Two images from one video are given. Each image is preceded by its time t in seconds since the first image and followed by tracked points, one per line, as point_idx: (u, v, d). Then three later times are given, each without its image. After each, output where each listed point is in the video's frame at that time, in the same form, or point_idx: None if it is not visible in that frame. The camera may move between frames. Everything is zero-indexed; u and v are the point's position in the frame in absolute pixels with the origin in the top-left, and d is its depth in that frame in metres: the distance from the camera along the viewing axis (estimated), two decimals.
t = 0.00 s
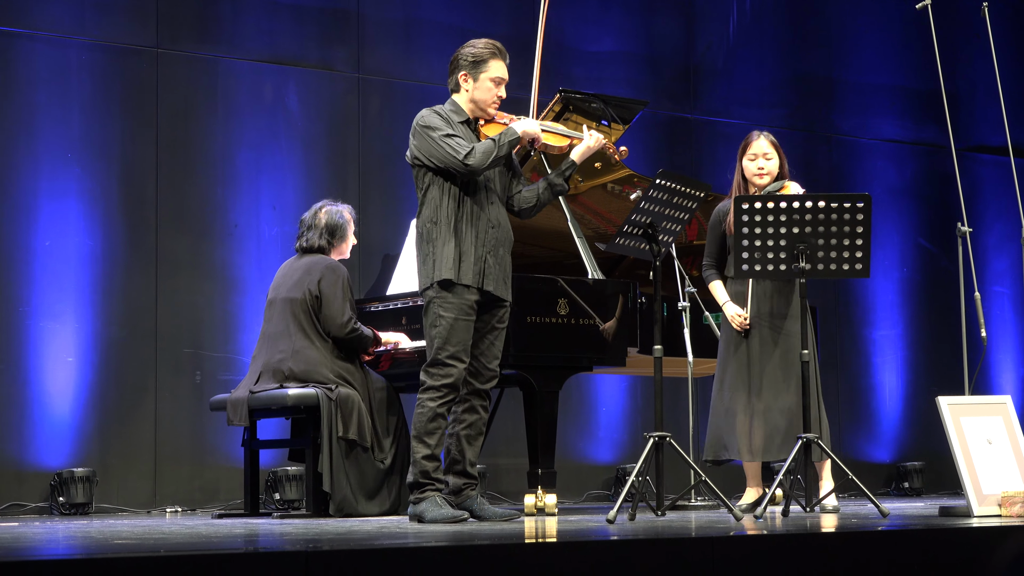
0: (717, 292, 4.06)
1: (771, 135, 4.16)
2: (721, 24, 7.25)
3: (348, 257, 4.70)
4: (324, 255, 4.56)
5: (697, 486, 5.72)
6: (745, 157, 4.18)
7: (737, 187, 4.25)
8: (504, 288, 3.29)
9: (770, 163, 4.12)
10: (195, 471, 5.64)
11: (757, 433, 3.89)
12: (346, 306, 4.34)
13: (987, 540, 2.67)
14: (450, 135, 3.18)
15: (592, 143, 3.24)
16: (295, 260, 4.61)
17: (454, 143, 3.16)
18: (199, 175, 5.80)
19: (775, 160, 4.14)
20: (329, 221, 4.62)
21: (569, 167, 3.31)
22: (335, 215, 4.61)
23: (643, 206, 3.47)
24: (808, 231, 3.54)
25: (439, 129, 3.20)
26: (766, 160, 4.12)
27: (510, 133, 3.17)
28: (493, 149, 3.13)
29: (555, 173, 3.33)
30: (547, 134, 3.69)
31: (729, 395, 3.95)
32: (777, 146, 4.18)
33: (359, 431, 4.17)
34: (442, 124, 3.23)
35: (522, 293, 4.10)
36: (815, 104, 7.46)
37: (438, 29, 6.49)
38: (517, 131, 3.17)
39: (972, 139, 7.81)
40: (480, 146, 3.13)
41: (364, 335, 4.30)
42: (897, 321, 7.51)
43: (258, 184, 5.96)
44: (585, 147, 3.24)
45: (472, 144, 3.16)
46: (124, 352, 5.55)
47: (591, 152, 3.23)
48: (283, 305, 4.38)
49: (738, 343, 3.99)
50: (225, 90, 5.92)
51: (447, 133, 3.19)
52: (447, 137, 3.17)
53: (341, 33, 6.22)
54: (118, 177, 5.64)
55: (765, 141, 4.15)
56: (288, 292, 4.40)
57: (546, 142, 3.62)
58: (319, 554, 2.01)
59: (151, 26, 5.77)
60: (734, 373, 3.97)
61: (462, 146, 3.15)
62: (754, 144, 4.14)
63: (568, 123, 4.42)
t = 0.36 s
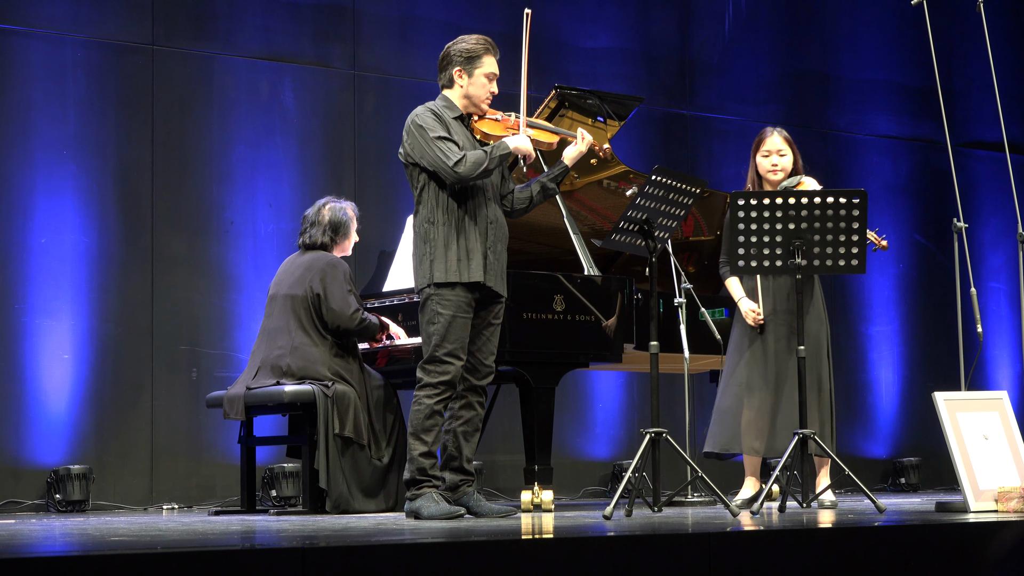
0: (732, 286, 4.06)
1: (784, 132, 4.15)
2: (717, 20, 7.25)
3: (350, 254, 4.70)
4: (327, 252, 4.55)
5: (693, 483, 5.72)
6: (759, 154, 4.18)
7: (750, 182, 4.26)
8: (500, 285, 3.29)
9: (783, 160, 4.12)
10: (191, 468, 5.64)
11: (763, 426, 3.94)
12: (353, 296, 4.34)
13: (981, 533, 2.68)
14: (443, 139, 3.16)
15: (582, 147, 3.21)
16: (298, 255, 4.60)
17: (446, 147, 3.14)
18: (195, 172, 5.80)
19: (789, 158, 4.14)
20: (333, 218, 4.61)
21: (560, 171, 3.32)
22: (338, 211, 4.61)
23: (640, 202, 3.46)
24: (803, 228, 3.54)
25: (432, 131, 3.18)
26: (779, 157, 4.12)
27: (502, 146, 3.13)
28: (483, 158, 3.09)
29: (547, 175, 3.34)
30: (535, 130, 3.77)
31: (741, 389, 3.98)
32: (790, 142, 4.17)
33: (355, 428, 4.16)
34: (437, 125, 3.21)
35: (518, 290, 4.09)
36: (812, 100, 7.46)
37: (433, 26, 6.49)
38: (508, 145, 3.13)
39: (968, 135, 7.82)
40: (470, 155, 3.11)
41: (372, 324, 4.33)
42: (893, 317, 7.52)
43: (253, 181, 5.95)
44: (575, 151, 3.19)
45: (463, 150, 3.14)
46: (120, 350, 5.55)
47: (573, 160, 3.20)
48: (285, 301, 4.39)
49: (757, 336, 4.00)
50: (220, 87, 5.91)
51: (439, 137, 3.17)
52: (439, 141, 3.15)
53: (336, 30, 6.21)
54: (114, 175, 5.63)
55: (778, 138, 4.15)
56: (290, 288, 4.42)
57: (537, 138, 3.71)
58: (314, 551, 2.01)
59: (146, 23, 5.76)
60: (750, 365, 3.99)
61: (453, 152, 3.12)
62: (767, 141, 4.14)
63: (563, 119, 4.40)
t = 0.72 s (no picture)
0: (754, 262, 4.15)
1: (804, 128, 4.17)
2: (716, 18, 7.25)
3: (355, 255, 4.70)
4: (334, 251, 4.56)
5: (693, 480, 5.73)
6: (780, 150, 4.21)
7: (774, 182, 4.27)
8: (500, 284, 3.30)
9: (804, 154, 4.14)
10: (191, 466, 5.64)
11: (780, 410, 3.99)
12: (351, 297, 4.34)
13: (979, 530, 2.68)
14: (443, 146, 3.15)
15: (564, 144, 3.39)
16: (304, 253, 4.61)
17: (444, 157, 3.13)
18: (194, 169, 5.79)
19: (810, 151, 4.16)
20: (344, 218, 4.61)
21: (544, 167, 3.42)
22: (349, 212, 4.60)
23: (638, 199, 3.47)
24: (802, 225, 3.55)
25: (433, 136, 3.16)
26: (800, 152, 4.15)
27: (500, 178, 3.15)
28: (482, 179, 3.11)
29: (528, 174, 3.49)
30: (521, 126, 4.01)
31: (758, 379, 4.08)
32: (810, 137, 4.19)
33: (353, 426, 4.16)
34: (438, 128, 3.18)
35: (518, 287, 4.09)
36: (811, 97, 7.46)
37: (432, 24, 6.48)
38: (506, 180, 3.14)
39: (966, 133, 7.82)
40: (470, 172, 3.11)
41: (366, 328, 4.30)
42: (892, 314, 7.52)
43: (252, 179, 5.95)
44: (557, 146, 3.39)
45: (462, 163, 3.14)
46: (119, 347, 5.55)
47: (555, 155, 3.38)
48: (288, 298, 4.39)
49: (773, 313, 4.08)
50: (219, 85, 5.91)
51: (439, 143, 3.15)
52: (439, 148, 3.14)
53: (334, 27, 6.21)
54: (113, 172, 5.63)
55: (797, 133, 4.17)
56: (293, 286, 4.42)
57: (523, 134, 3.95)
58: (313, 548, 2.01)
59: (145, 21, 5.75)
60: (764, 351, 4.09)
61: (451, 164, 3.12)
62: (787, 137, 4.17)
63: (561, 116, 4.39)
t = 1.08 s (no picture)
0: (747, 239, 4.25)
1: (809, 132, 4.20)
2: (715, 17, 7.25)
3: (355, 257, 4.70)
4: (335, 251, 4.56)
5: (692, 479, 5.73)
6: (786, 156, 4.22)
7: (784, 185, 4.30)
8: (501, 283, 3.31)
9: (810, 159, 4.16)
10: (190, 465, 5.64)
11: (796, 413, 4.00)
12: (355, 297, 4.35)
13: (979, 528, 2.68)
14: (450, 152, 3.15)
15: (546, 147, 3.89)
16: (305, 252, 4.60)
17: (451, 163, 3.13)
18: (195, 169, 5.80)
19: (815, 156, 4.19)
20: (345, 218, 4.62)
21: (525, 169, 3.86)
22: (351, 213, 4.61)
23: (637, 199, 3.47)
24: (802, 224, 3.55)
25: (440, 140, 3.16)
26: (806, 158, 4.17)
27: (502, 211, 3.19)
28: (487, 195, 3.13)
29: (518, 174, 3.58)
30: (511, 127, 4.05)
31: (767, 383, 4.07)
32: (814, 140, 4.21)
33: (354, 425, 4.17)
34: (446, 131, 3.18)
35: (518, 287, 4.10)
36: (811, 97, 7.46)
37: (431, 23, 6.48)
38: (506, 219, 3.18)
39: (966, 132, 7.82)
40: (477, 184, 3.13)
41: (369, 323, 4.31)
42: (892, 313, 7.52)
43: (251, 179, 5.95)
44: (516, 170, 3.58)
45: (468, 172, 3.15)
46: (119, 347, 5.55)
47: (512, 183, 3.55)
48: (290, 296, 4.39)
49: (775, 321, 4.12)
50: (219, 84, 5.91)
51: (446, 148, 3.15)
52: (446, 152, 3.14)
53: (333, 26, 6.21)
54: (113, 172, 5.63)
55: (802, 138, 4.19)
56: (295, 285, 4.42)
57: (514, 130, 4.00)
58: (312, 548, 2.01)
59: (144, 21, 5.75)
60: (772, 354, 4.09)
61: (458, 171, 3.13)
62: (793, 143, 4.19)
63: (561, 116, 4.40)
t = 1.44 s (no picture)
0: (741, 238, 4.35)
1: (800, 141, 4.18)
2: (717, 24, 7.26)
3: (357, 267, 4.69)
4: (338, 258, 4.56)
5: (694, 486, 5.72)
6: (779, 166, 4.22)
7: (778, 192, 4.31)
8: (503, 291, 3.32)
9: (803, 170, 4.16)
10: (192, 471, 5.64)
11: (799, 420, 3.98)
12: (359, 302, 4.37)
13: (982, 535, 2.68)
14: (440, 158, 3.14)
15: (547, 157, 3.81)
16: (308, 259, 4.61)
17: (439, 168, 3.12)
18: (197, 175, 5.80)
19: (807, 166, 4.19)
20: (348, 227, 4.62)
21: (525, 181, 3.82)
22: (354, 221, 4.62)
23: (640, 205, 3.46)
24: (804, 231, 3.54)
25: (431, 145, 3.15)
26: (798, 169, 4.17)
27: (490, 228, 3.15)
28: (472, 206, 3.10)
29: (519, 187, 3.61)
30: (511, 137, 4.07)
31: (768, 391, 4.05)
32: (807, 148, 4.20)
33: (356, 431, 4.17)
34: (441, 136, 3.18)
35: (519, 294, 4.10)
36: (813, 103, 7.46)
37: (434, 29, 6.49)
38: (495, 235, 3.15)
39: (968, 139, 7.82)
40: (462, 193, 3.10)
41: (363, 329, 4.31)
42: (894, 320, 7.52)
43: (254, 185, 5.96)
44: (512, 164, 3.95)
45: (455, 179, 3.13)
46: (121, 352, 5.55)
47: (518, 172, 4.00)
48: (292, 301, 4.39)
49: (773, 330, 4.11)
50: (221, 90, 5.91)
51: (437, 154, 3.14)
52: (437, 157, 3.14)
53: (336, 33, 6.21)
54: (115, 178, 5.64)
55: (794, 147, 4.18)
56: (298, 290, 4.42)
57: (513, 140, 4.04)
58: (314, 555, 2.01)
59: (146, 27, 5.76)
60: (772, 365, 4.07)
61: (445, 177, 3.11)
62: (784, 153, 4.18)
63: (563, 122, 4.41)
